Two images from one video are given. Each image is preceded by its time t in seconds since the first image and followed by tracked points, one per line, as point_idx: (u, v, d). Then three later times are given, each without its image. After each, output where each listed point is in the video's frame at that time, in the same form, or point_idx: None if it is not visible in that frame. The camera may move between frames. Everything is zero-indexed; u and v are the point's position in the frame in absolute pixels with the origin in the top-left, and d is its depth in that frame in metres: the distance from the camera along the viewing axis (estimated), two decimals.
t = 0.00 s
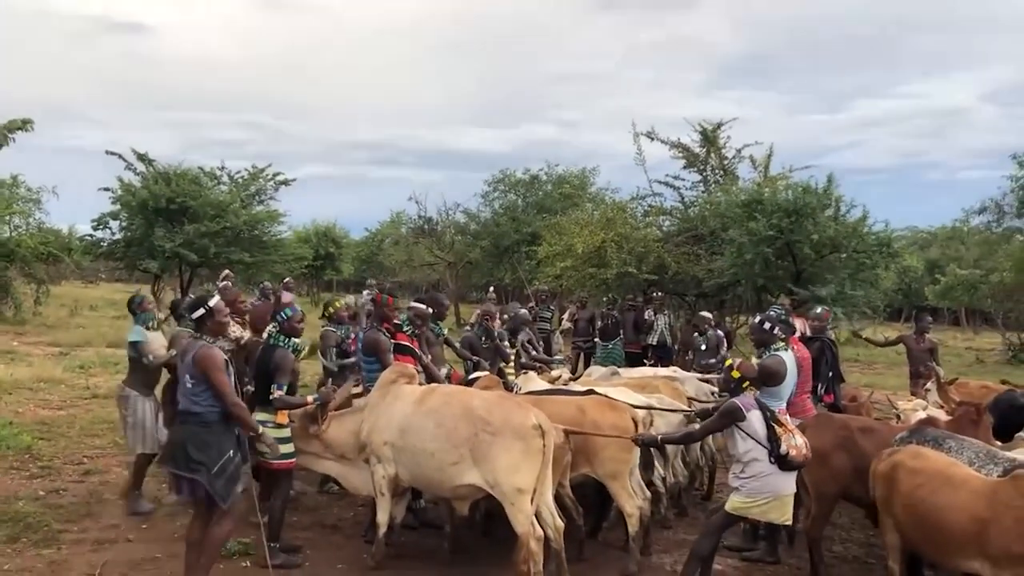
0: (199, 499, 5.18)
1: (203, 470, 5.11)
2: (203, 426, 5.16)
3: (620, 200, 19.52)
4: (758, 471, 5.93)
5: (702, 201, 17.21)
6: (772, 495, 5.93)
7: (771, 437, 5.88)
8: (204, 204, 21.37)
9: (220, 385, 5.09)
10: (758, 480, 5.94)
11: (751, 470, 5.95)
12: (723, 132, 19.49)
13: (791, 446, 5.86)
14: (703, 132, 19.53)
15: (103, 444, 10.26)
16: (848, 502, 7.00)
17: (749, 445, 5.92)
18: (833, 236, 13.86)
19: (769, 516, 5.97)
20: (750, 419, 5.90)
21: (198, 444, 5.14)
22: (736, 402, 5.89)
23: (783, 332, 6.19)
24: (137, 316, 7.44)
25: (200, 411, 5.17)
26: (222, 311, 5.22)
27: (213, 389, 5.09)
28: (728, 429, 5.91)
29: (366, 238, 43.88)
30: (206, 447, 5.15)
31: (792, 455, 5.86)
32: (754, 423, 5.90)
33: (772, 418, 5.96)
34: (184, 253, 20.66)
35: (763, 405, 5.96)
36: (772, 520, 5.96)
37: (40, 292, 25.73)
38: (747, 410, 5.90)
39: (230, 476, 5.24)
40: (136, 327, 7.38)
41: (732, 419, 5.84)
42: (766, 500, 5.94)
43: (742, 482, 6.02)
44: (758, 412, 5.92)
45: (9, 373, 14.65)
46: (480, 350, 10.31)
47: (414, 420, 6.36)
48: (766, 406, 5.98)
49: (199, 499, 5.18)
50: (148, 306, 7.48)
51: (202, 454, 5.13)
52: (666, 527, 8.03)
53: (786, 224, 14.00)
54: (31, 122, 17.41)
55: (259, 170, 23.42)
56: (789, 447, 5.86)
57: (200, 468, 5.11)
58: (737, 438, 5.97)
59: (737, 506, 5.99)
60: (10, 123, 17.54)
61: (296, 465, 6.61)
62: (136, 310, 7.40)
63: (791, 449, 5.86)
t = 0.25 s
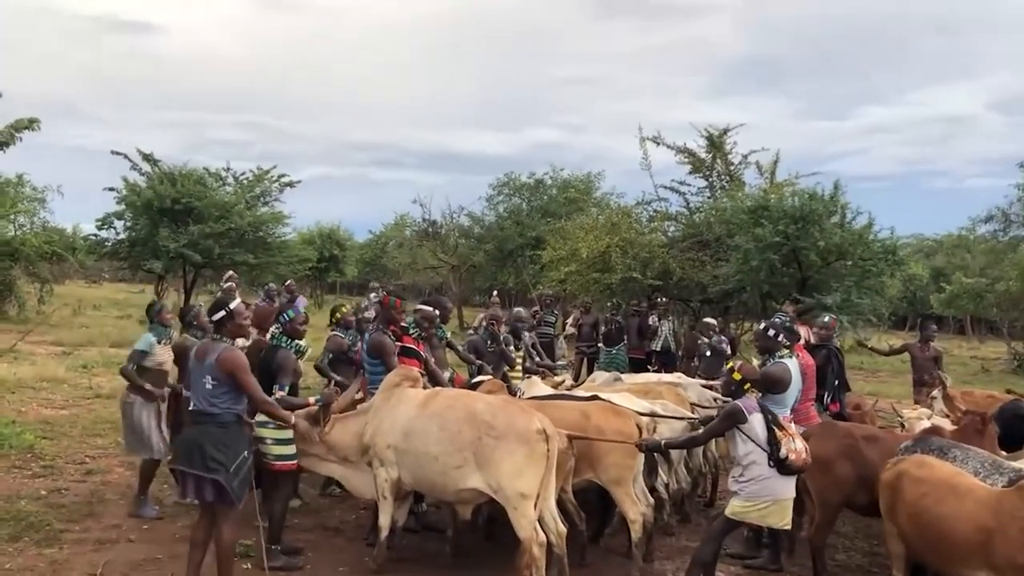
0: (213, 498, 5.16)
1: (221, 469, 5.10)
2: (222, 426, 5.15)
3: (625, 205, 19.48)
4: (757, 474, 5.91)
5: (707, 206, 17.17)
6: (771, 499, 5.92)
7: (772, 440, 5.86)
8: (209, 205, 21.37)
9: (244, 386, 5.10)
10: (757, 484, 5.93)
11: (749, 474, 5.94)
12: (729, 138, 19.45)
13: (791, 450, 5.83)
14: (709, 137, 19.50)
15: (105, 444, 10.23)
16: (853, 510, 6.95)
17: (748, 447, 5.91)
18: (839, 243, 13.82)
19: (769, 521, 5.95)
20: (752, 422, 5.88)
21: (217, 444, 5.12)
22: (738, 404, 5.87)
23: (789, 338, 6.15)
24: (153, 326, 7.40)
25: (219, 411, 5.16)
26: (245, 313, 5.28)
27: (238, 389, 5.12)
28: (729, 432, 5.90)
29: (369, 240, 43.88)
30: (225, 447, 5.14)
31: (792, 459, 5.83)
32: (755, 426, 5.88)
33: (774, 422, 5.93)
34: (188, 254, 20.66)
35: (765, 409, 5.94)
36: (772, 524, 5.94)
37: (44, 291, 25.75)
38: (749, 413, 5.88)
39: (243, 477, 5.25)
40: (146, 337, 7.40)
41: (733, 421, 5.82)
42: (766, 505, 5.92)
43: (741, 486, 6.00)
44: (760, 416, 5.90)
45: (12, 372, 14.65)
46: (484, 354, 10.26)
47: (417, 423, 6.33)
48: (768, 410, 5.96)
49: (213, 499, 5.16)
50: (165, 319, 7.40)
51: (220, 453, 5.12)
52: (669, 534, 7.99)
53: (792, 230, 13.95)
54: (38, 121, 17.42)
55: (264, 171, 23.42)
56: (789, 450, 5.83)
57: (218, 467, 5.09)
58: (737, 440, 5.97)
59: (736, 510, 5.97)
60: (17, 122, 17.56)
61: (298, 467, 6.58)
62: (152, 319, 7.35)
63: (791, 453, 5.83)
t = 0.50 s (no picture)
0: (210, 499, 5.15)
1: (218, 471, 5.09)
2: (220, 428, 5.13)
3: (623, 210, 19.48)
4: (749, 478, 5.88)
5: (704, 211, 17.16)
6: (763, 502, 5.89)
7: (764, 444, 5.84)
8: (205, 205, 21.33)
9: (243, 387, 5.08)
10: (749, 487, 5.90)
11: (741, 477, 5.91)
12: (727, 143, 19.46)
13: (783, 453, 5.81)
14: (707, 142, 19.51)
15: (98, 445, 10.19)
16: (848, 518, 6.93)
17: (740, 450, 5.88)
18: (836, 249, 13.82)
19: (761, 526, 5.91)
20: (745, 425, 5.85)
21: (215, 445, 5.10)
22: (731, 406, 5.86)
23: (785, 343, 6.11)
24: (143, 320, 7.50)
25: (217, 413, 5.13)
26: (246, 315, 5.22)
27: (236, 392, 5.08)
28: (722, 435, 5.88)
29: (367, 242, 43.83)
30: (223, 449, 5.12)
31: (783, 462, 5.80)
32: (749, 429, 5.86)
33: (766, 424, 5.91)
34: (184, 255, 20.61)
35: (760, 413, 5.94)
36: (763, 529, 5.91)
37: (39, 291, 25.67)
38: (743, 416, 5.86)
39: (241, 478, 5.25)
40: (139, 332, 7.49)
41: (727, 423, 5.81)
42: (757, 509, 5.89)
43: (733, 490, 5.98)
44: (753, 419, 5.88)
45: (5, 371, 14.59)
46: (480, 357, 10.23)
47: (413, 427, 6.30)
48: (761, 414, 5.96)
49: (210, 499, 5.15)
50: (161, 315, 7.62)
51: (218, 455, 5.10)
52: (663, 540, 7.97)
53: (789, 236, 13.94)
54: (34, 120, 17.37)
55: (261, 172, 23.38)
56: (780, 454, 5.80)
57: (216, 468, 5.08)
58: (729, 443, 5.93)
59: (728, 515, 5.93)
60: (14, 121, 17.52)
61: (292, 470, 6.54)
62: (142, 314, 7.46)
63: (782, 456, 5.80)
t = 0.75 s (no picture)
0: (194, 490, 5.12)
1: (201, 463, 5.06)
2: (203, 419, 5.11)
3: (617, 204, 19.49)
4: (737, 469, 5.90)
5: (698, 206, 17.18)
6: (752, 494, 5.90)
7: (754, 435, 5.86)
8: (199, 197, 21.26)
9: (223, 377, 5.05)
10: (737, 479, 5.92)
11: (730, 468, 5.93)
12: (721, 138, 19.46)
13: (772, 446, 5.82)
14: (701, 138, 19.52)
15: (89, 436, 10.16)
16: (839, 512, 6.95)
17: (729, 441, 5.90)
18: (829, 245, 13.85)
19: (750, 518, 5.92)
20: (735, 417, 5.88)
21: (198, 436, 5.08)
22: (723, 397, 5.88)
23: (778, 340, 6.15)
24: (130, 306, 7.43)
25: (200, 404, 5.11)
26: (229, 306, 5.21)
27: (216, 383, 5.04)
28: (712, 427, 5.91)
29: (360, 235, 43.75)
30: (206, 440, 5.10)
31: (772, 455, 5.82)
32: (738, 421, 5.88)
33: (756, 416, 5.95)
34: (177, 246, 20.55)
35: (750, 403, 5.96)
36: (752, 522, 5.92)
37: (31, 281, 25.58)
38: (734, 407, 5.88)
39: (226, 471, 5.21)
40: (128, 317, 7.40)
41: (717, 415, 5.83)
42: (746, 501, 5.91)
43: (722, 482, 5.99)
44: (744, 410, 5.91)
45: None
46: (474, 351, 10.20)
47: (405, 419, 6.30)
48: (752, 404, 5.98)
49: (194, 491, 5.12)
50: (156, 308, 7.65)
51: (200, 446, 5.08)
52: (655, 534, 7.98)
53: (782, 231, 13.95)
54: (25, 110, 17.27)
55: (255, 164, 23.31)
56: (769, 446, 5.82)
57: (198, 460, 5.05)
58: (719, 434, 5.96)
59: (719, 507, 5.93)
60: (6, 110, 17.43)
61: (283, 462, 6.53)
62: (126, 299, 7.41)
63: (771, 449, 5.82)
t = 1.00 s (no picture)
0: (170, 480, 5.09)
1: (172, 451, 5.03)
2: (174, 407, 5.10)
3: (611, 195, 19.47)
4: (726, 456, 5.92)
5: (692, 197, 17.17)
6: (741, 480, 5.93)
7: (741, 421, 5.90)
8: (191, 185, 21.18)
9: (186, 363, 5.02)
10: (726, 465, 5.93)
11: (718, 455, 5.94)
12: (716, 129, 19.43)
13: (760, 432, 5.90)
14: (695, 128, 19.49)
15: (80, 425, 10.13)
16: (830, 502, 6.96)
17: (717, 428, 5.92)
18: (822, 236, 13.86)
19: (740, 504, 5.94)
20: (722, 403, 5.91)
21: (169, 424, 5.07)
22: (708, 384, 5.91)
23: (771, 330, 6.13)
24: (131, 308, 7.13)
25: (170, 392, 5.12)
26: (194, 294, 5.25)
27: (181, 369, 5.03)
28: (700, 415, 5.93)
29: (354, 225, 43.66)
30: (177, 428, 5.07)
31: (760, 440, 5.89)
32: (725, 407, 5.91)
33: (742, 402, 5.96)
34: (169, 235, 20.46)
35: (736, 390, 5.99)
36: (742, 507, 5.94)
37: (22, 270, 25.47)
38: (719, 394, 5.91)
39: (201, 460, 5.14)
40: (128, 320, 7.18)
41: (706, 403, 5.84)
42: (736, 487, 5.93)
43: (711, 469, 6.00)
44: (729, 396, 5.94)
45: None
46: (467, 340, 10.14)
47: (397, 408, 6.29)
48: (738, 390, 6.01)
49: (170, 480, 5.09)
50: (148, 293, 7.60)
51: (171, 434, 5.05)
52: (647, 523, 8.00)
53: (776, 222, 13.95)
54: (16, 97, 17.15)
55: (248, 153, 23.22)
56: (756, 433, 5.89)
57: (168, 448, 5.03)
58: (706, 421, 5.97)
59: (710, 495, 5.94)
60: None
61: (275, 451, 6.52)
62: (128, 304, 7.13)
63: (758, 435, 5.90)
